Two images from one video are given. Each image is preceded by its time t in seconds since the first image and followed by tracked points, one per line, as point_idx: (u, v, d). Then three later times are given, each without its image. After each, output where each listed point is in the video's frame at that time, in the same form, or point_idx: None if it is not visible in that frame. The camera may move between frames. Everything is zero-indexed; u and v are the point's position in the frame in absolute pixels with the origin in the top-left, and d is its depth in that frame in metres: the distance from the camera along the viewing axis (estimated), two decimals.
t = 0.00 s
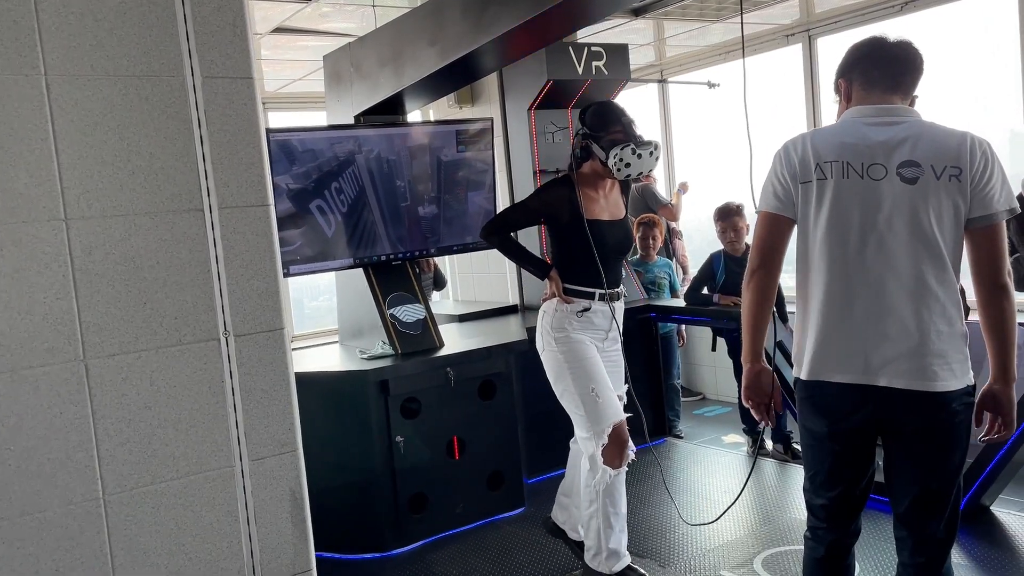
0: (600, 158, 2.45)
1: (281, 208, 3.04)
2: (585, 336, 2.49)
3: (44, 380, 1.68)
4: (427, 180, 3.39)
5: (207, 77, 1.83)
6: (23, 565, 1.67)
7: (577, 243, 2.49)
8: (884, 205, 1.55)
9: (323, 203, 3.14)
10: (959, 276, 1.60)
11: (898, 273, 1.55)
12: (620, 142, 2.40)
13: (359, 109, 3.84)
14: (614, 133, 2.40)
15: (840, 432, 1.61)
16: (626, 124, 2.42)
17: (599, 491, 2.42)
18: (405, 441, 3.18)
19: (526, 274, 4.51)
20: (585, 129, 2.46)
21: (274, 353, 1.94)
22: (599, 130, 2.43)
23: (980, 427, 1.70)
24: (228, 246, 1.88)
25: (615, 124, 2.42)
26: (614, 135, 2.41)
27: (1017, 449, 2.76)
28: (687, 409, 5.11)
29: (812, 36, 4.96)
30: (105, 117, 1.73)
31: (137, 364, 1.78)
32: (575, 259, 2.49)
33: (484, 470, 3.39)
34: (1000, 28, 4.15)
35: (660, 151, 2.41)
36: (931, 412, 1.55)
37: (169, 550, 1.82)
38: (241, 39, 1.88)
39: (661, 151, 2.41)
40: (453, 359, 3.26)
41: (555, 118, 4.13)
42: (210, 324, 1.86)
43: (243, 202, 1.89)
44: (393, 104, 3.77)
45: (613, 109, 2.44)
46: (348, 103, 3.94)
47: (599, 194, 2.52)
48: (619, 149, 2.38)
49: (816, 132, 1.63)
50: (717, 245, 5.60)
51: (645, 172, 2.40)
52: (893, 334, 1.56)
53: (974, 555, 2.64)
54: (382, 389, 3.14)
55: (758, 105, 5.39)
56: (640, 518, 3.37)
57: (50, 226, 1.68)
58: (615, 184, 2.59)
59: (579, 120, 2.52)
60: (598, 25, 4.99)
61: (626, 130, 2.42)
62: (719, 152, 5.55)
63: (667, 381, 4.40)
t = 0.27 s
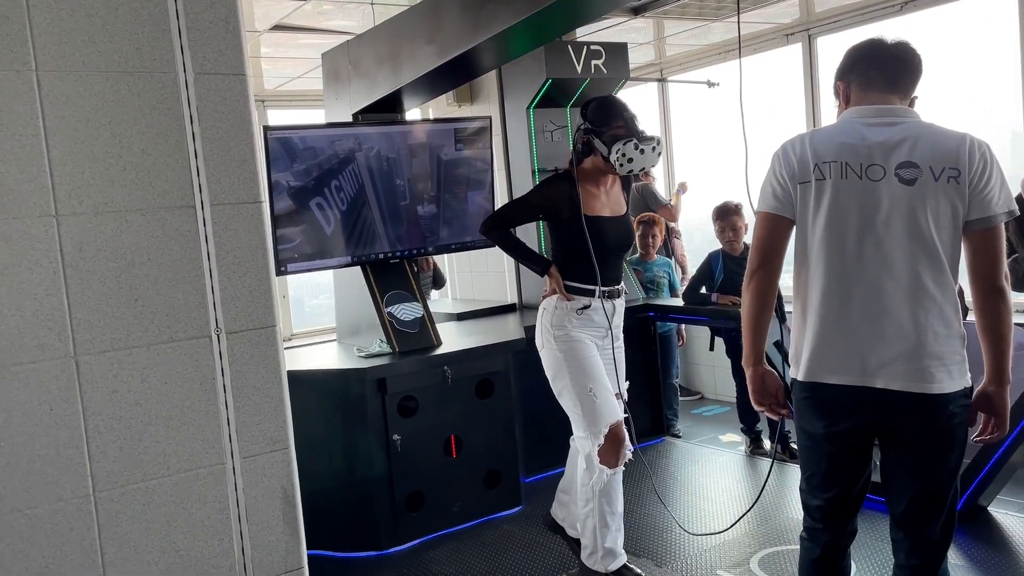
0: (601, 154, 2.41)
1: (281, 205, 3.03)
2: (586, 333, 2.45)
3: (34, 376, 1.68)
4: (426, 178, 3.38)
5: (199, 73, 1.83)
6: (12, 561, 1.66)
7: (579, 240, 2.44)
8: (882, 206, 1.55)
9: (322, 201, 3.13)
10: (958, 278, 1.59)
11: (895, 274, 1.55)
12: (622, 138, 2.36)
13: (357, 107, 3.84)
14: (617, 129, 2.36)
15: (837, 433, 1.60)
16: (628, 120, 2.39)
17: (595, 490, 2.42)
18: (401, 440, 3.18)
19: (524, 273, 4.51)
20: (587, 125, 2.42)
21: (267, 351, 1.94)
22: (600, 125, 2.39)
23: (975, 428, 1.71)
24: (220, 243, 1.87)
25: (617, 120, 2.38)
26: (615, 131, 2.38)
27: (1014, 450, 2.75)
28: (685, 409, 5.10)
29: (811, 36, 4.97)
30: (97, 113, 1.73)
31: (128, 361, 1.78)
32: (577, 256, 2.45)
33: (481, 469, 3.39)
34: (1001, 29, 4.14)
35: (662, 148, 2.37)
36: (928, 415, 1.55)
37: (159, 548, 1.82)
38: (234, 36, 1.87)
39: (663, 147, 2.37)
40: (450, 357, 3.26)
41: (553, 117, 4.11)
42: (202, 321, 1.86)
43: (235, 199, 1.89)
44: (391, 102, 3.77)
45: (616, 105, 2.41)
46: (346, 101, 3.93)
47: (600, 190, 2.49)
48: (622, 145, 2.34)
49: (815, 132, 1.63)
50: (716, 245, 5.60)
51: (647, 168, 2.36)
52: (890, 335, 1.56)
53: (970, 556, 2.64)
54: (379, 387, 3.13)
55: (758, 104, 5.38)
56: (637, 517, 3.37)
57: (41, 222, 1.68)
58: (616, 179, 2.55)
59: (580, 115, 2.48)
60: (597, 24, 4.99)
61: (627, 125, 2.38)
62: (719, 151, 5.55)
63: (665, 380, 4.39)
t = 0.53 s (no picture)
0: (600, 152, 2.40)
1: (280, 201, 3.03)
2: (584, 332, 2.43)
3: (26, 374, 1.68)
4: (426, 176, 3.38)
5: (193, 71, 1.83)
6: (4, 559, 1.66)
7: (576, 238, 2.43)
8: (880, 206, 1.54)
9: (322, 198, 3.13)
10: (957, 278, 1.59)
11: (894, 274, 1.54)
12: (621, 137, 2.35)
13: (355, 106, 3.83)
14: (615, 128, 2.35)
15: (835, 433, 1.60)
16: (627, 119, 2.38)
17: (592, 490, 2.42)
18: (399, 439, 3.17)
19: (523, 272, 4.50)
20: (586, 123, 2.41)
21: (261, 349, 1.94)
22: (600, 123, 2.38)
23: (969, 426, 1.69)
24: (214, 242, 1.87)
25: (616, 118, 2.37)
26: (614, 130, 2.37)
27: (1011, 452, 2.74)
28: (684, 409, 5.10)
29: (811, 35, 4.97)
30: (91, 111, 1.73)
31: (121, 359, 1.78)
32: (573, 254, 2.43)
33: (478, 468, 3.39)
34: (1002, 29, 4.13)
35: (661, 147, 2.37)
36: (925, 417, 1.54)
37: (152, 547, 1.82)
38: (229, 34, 1.87)
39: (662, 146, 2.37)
40: (448, 356, 3.25)
41: (553, 116, 4.11)
42: (195, 320, 1.86)
43: (230, 198, 1.89)
44: (390, 100, 3.76)
45: (614, 103, 2.40)
46: (345, 99, 3.93)
47: (598, 190, 2.48)
48: (620, 143, 2.33)
49: (814, 132, 1.62)
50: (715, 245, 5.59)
51: (646, 167, 2.35)
52: (888, 336, 1.56)
53: (968, 556, 2.63)
54: (377, 386, 3.13)
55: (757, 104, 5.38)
56: (635, 517, 3.37)
57: (34, 220, 1.68)
58: (614, 180, 2.54)
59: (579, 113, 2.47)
60: (597, 23, 4.98)
61: (627, 125, 2.37)
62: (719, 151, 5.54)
63: (664, 380, 4.39)
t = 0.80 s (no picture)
0: (597, 151, 2.40)
1: (280, 202, 3.03)
2: (583, 332, 2.42)
3: (18, 373, 1.67)
4: (425, 177, 3.37)
5: (188, 70, 1.83)
6: None
7: (573, 238, 2.42)
8: (880, 205, 1.53)
9: (321, 198, 3.12)
10: (957, 278, 1.58)
11: (893, 274, 1.54)
12: (618, 135, 2.34)
13: (354, 105, 3.82)
14: (612, 127, 2.35)
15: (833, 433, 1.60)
16: (625, 116, 2.37)
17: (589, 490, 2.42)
18: (397, 439, 3.17)
19: (521, 272, 4.50)
20: (583, 122, 2.41)
21: (257, 349, 1.94)
22: (597, 122, 2.37)
23: (974, 428, 1.69)
24: (208, 240, 1.87)
25: (613, 116, 2.36)
26: (612, 128, 2.36)
27: (1010, 453, 2.74)
28: (683, 409, 5.10)
29: (812, 35, 4.96)
30: (85, 110, 1.72)
31: (114, 359, 1.77)
32: (572, 253, 2.42)
33: (476, 468, 3.38)
34: (1002, 28, 4.12)
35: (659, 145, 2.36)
36: (925, 418, 1.53)
37: (146, 546, 1.81)
38: (224, 33, 1.87)
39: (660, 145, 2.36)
40: (446, 355, 3.25)
41: (552, 115, 4.10)
42: (190, 319, 1.85)
43: (224, 196, 1.88)
44: (388, 100, 3.76)
45: (612, 101, 2.39)
46: (344, 99, 3.92)
47: (596, 188, 2.48)
48: (617, 142, 2.32)
49: (812, 132, 1.61)
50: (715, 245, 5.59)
51: (643, 166, 2.34)
52: (888, 336, 1.55)
53: (967, 557, 2.63)
54: (375, 386, 3.12)
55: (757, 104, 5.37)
56: (634, 517, 3.36)
57: (26, 218, 1.67)
58: (611, 178, 2.54)
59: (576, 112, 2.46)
60: (597, 23, 4.97)
61: (624, 122, 2.36)
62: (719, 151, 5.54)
63: (663, 379, 4.38)
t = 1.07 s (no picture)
0: (595, 145, 2.38)
1: (278, 198, 3.03)
2: (581, 331, 2.41)
3: (11, 374, 1.66)
4: (424, 176, 3.37)
5: (183, 69, 1.82)
6: None
7: (572, 233, 2.40)
8: (877, 205, 1.53)
9: (320, 195, 3.12)
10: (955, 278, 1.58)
11: (890, 274, 1.53)
12: (616, 128, 2.33)
13: (351, 105, 3.82)
14: (611, 120, 2.33)
15: (830, 433, 1.60)
16: (623, 110, 2.35)
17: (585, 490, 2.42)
18: (394, 438, 3.16)
19: (519, 271, 4.50)
20: (580, 114, 2.38)
21: (251, 349, 1.93)
22: (594, 115, 2.35)
23: (970, 427, 1.69)
24: (203, 240, 1.86)
25: (611, 110, 2.35)
26: (610, 121, 2.34)
27: (1005, 454, 2.74)
28: (680, 409, 5.10)
29: (809, 35, 4.96)
30: (78, 109, 1.72)
31: (108, 359, 1.76)
32: (571, 249, 2.41)
33: (472, 468, 3.37)
34: (1000, 28, 4.12)
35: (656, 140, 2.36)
36: (922, 419, 1.53)
37: (140, 547, 1.80)
38: (219, 32, 1.86)
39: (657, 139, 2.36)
40: (443, 355, 3.24)
41: (550, 115, 4.09)
42: (184, 319, 1.85)
43: (219, 196, 1.88)
44: (385, 99, 3.75)
45: (609, 94, 2.37)
46: (340, 98, 3.92)
47: (593, 181, 2.47)
48: (616, 135, 2.31)
49: (809, 131, 1.61)
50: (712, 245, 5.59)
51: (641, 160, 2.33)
52: (885, 337, 1.55)
53: (963, 556, 2.63)
54: (372, 385, 3.12)
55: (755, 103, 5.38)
56: (631, 517, 3.36)
57: (19, 218, 1.66)
58: (607, 171, 2.53)
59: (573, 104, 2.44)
60: (595, 22, 4.97)
61: (622, 116, 2.34)
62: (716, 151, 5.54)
63: (660, 379, 4.38)
